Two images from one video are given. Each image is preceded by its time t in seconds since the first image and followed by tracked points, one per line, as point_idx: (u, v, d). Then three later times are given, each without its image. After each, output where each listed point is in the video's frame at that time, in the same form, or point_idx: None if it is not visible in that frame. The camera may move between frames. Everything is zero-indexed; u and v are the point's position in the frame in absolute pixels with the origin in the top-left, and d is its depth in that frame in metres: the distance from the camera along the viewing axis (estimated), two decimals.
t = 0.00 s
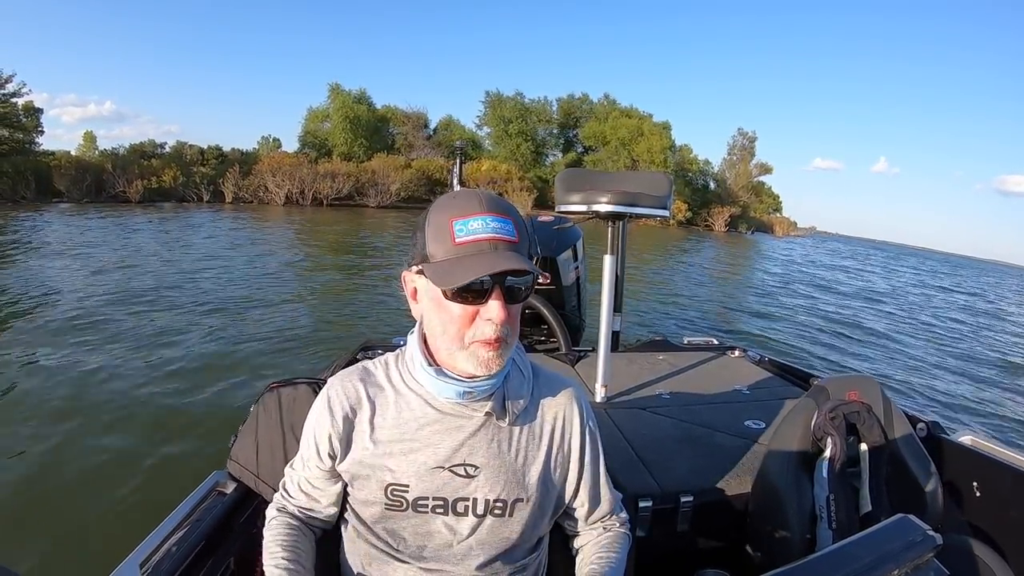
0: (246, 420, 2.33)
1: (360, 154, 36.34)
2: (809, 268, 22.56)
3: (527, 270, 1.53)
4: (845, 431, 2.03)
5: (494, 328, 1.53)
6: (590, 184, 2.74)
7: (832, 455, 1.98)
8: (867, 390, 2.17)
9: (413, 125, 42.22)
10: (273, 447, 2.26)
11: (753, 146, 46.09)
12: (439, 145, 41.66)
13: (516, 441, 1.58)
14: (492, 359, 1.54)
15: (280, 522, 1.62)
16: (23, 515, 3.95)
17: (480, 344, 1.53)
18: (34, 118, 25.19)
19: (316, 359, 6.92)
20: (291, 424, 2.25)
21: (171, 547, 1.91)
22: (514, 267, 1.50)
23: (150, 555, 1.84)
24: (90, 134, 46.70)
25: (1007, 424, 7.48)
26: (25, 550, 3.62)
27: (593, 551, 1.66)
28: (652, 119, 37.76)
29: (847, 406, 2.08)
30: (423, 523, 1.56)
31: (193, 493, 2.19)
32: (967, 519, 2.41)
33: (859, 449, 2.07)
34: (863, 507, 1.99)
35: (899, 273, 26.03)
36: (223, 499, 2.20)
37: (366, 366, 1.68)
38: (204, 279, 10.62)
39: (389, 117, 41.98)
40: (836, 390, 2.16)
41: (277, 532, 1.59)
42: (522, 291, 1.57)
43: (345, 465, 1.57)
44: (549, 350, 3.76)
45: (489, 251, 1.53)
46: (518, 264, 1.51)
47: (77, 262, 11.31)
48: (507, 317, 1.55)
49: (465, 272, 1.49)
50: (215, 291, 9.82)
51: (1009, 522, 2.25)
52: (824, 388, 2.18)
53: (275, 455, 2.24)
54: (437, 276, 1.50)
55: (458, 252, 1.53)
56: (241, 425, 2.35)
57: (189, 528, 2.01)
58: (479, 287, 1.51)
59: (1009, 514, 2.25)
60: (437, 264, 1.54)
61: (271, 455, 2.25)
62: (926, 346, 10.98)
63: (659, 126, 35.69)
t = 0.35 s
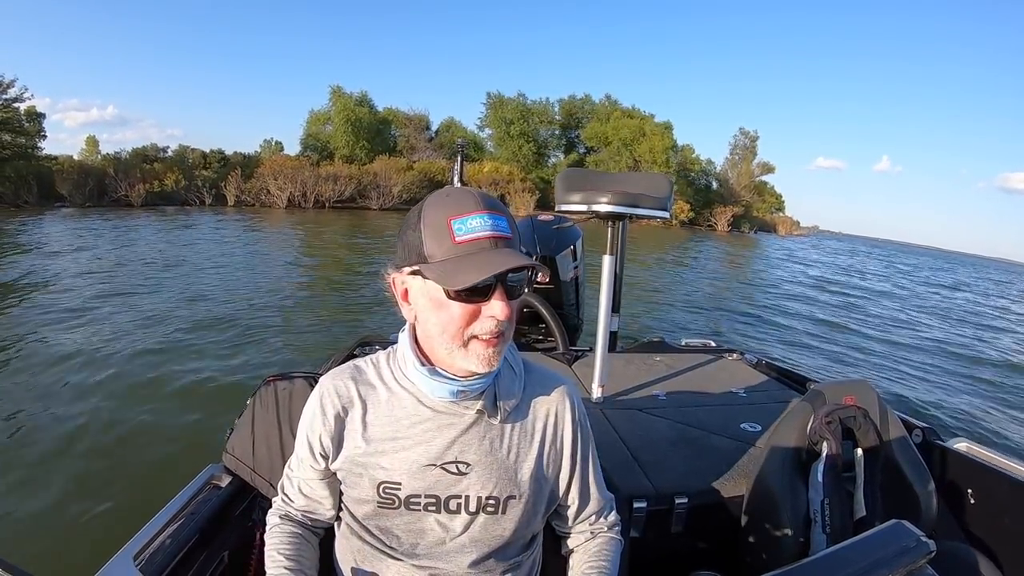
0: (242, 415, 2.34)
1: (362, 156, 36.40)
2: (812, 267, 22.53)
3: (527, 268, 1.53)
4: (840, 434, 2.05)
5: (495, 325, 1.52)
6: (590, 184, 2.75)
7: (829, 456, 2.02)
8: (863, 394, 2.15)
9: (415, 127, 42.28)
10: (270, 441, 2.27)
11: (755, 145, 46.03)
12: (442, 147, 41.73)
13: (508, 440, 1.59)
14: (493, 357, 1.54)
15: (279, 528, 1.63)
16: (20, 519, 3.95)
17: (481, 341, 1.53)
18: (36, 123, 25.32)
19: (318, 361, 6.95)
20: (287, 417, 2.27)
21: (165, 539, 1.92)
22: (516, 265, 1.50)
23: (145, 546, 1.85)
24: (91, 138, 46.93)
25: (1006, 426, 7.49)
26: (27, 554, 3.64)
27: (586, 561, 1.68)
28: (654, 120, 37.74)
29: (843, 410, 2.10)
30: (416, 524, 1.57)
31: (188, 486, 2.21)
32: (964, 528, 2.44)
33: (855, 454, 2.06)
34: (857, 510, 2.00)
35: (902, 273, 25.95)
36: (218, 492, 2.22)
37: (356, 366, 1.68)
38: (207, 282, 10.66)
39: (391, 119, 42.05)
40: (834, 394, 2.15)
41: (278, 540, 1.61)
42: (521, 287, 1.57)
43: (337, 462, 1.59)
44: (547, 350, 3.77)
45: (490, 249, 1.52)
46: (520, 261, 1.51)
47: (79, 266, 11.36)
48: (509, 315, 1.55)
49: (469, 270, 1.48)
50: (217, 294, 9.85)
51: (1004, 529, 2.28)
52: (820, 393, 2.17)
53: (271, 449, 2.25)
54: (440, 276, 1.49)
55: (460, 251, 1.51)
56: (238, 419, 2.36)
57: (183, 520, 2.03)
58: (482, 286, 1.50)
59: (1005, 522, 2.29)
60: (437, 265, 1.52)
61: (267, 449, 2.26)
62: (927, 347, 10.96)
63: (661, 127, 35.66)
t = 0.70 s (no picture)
0: (245, 418, 2.34)
1: (364, 159, 36.45)
2: (815, 266, 22.48)
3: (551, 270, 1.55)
4: (842, 429, 2.03)
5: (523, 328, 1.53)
6: (589, 183, 2.75)
7: (830, 453, 1.99)
8: (863, 389, 2.16)
9: (417, 130, 42.33)
10: (272, 444, 2.26)
11: (757, 144, 45.99)
12: (444, 149, 41.77)
13: (511, 439, 1.58)
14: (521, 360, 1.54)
15: (285, 533, 1.63)
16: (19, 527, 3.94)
17: (510, 346, 1.53)
18: (39, 128, 25.40)
19: (321, 364, 6.96)
20: (289, 420, 2.26)
21: (169, 544, 1.92)
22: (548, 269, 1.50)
23: (149, 551, 1.85)
24: (94, 143, 47.10)
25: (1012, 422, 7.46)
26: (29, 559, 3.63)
27: (590, 561, 1.67)
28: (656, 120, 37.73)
29: (844, 405, 2.08)
30: (419, 525, 1.57)
31: (191, 491, 2.21)
32: (967, 522, 2.42)
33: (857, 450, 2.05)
34: (860, 505, 1.99)
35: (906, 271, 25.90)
36: (221, 497, 2.21)
37: (358, 368, 1.67)
38: (209, 286, 10.67)
39: (393, 122, 42.11)
40: (835, 390, 2.16)
41: (283, 544, 1.61)
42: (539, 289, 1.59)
43: (339, 463, 1.59)
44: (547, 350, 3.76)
45: (519, 254, 1.52)
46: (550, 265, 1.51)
47: (82, 271, 11.38)
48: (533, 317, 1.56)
49: (505, 277, 1.46)
50: (219, 298, 9.86)
51: (1007, 523, 2.27)
52: (822, 388, 2.18)
53: (273, 451, 2.25)
54: (475, 284, 1.46)
55: (492, 257, 1.48)
56: (240, 422, 2.36)
57: (187, 525, 2.03)
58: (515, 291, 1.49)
59: (1007, 517, 2.27)
60: (469, 272, 1.48)
61: (269, 452, 2.26)
62: (931, 343, 10.92)
63: (663, 127, 35.66)
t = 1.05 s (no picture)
0: (250, 426, 2.31)
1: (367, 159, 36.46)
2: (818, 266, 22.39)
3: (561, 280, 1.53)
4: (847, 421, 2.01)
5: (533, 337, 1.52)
6: (588, 181, 2.72)
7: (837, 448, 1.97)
8: (867, 381, 2.09)
9: (420, 130, 42.31)
10: (279, 450, 2.24)
11: (761, 145, 45.85)
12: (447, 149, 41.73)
13: (519, 442, 1.56)
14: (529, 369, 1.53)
15: (293, 539, 1.60)
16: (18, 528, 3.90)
17: (519, 355, 1.51)
18: (42, 128, 25.42)
19: (322, 364, 6.94)
20: (295, 426, 2.23)
21: (178, 554, 1.89)
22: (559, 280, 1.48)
23: (157, 562, 1.81)
24: (97, 143, 47.23)
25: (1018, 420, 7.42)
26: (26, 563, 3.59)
27: (599, 561, 1.64)
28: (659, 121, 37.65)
29: (849, 397, 2.04)
30: (426, 528, 1.54)
31: (198, 500, 2.17)
32: (975, 511, 2.39)
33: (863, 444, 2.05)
34: (868, 497, 1.99)
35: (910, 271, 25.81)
36: (229, 505, 2.18)
37: (362, 371, 1.64)
38: (211, 286, 10.65)
39: (396, 122, 42.11)
40: (839, 381, 2.08)
41: (291, 551, 1.58)
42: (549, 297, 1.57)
43: (346, 468, 1.57)
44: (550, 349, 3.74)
45: (530, 263, 1.49)
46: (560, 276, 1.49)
47: (84, 271, 11.37)
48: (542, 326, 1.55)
49: (517, 287, 1.43)
50: (221, 298, 9.84)
51: (1014, 511, 2.25)
52: (826, 379, 2.09)
53: (280, 458, 2.22)
54: (488, 293, 1.43)
55: (504, 267, 1.45)
56: (246, 429, 2.33)
57: (196, 534, 1.99)
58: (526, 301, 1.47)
59: (1015, 504, 2.25)
60: (481, 281, 1.45)
61: (276, 459, 2.23)
62: (937, 343, 10.86)
63: (667, 127, 35.59)
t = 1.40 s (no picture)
0: (249, 426, 2.31)
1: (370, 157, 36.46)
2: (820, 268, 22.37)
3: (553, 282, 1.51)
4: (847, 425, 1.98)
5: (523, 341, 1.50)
6: (589, 183, 2.71)
7: (836, 449, 1.95)
8: (867, 383, 2.08)
9: (423, 129, 42.31)
10: (277, 450, 2.23)
11: (765, 146, 45.75)
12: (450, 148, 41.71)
13: (516, 443, 1.55)
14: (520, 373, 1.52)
15: (291, 539, 1.60)
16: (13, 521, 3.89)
17: (508, 358, 1.50)
18: (46, 124, 25.50)
19: (322, 361, 6.94)
20: (294, 426, 2.23)
21: (176, 553, 1.89)
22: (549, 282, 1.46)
23: (156, 560, 1.81)
24: (101, 140, 47.40)
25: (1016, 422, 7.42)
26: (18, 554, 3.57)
27: (597, 563, 1.63)
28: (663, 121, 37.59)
29: (849, 400, 2.02)
30: (423, 529, 1.54)
31: (196, 500, 2.17)
32: (975, 515, 2.37)
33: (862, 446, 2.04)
34: (867, 499, 1.97)
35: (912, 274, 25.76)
36: (227, 505, 2.18)
37: (359, 373, 1.64)
38: (213, 283, 10.67)
39: (399, 120, 42.12)
40: (838, 384, 2.08)
41: (289, 552, 1.58)
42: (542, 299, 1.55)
43: (343, 469, 1.56)
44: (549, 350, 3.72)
45: (521, 265, 1.48)
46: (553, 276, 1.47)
47: (86, 266, 11.39)
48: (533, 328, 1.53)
49: (505, 290, 1.42)
50: (222, 295, 9.85)
51: (1014, 513, 2.23)
52: (825, 382, 2.10)
53: (279, 458, 2.22)
54: (475, 296, 1.43)
55: (494, 269, 1.44)
56: (244, 430, 2.32)
57: (194, 534, 1.99)
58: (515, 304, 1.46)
59: (1014, 507, 2.23)
60: (470, 282, 1.44)
61: (274, 458, 2.23)
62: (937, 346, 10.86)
63: (670, 128, 35.53)
